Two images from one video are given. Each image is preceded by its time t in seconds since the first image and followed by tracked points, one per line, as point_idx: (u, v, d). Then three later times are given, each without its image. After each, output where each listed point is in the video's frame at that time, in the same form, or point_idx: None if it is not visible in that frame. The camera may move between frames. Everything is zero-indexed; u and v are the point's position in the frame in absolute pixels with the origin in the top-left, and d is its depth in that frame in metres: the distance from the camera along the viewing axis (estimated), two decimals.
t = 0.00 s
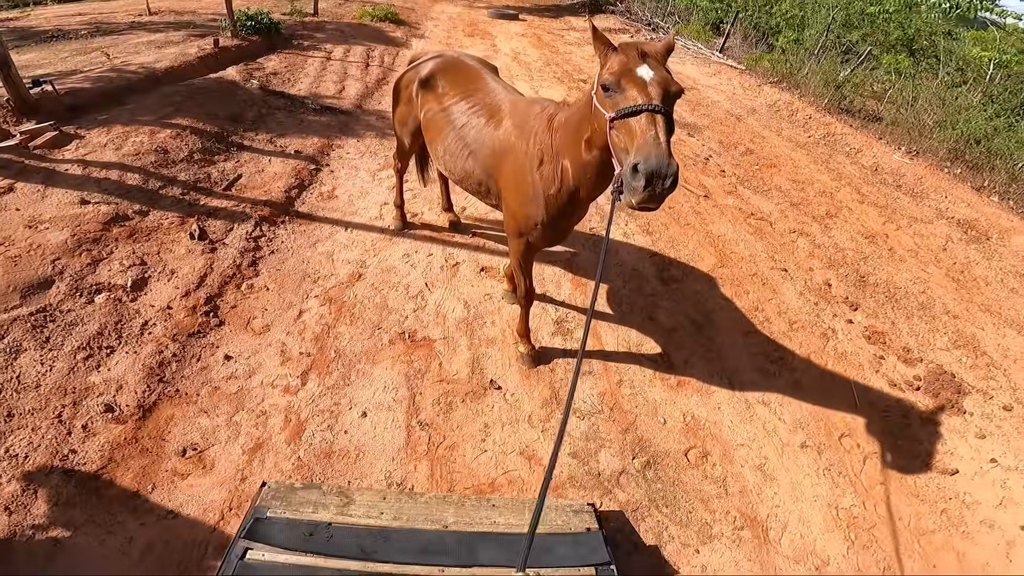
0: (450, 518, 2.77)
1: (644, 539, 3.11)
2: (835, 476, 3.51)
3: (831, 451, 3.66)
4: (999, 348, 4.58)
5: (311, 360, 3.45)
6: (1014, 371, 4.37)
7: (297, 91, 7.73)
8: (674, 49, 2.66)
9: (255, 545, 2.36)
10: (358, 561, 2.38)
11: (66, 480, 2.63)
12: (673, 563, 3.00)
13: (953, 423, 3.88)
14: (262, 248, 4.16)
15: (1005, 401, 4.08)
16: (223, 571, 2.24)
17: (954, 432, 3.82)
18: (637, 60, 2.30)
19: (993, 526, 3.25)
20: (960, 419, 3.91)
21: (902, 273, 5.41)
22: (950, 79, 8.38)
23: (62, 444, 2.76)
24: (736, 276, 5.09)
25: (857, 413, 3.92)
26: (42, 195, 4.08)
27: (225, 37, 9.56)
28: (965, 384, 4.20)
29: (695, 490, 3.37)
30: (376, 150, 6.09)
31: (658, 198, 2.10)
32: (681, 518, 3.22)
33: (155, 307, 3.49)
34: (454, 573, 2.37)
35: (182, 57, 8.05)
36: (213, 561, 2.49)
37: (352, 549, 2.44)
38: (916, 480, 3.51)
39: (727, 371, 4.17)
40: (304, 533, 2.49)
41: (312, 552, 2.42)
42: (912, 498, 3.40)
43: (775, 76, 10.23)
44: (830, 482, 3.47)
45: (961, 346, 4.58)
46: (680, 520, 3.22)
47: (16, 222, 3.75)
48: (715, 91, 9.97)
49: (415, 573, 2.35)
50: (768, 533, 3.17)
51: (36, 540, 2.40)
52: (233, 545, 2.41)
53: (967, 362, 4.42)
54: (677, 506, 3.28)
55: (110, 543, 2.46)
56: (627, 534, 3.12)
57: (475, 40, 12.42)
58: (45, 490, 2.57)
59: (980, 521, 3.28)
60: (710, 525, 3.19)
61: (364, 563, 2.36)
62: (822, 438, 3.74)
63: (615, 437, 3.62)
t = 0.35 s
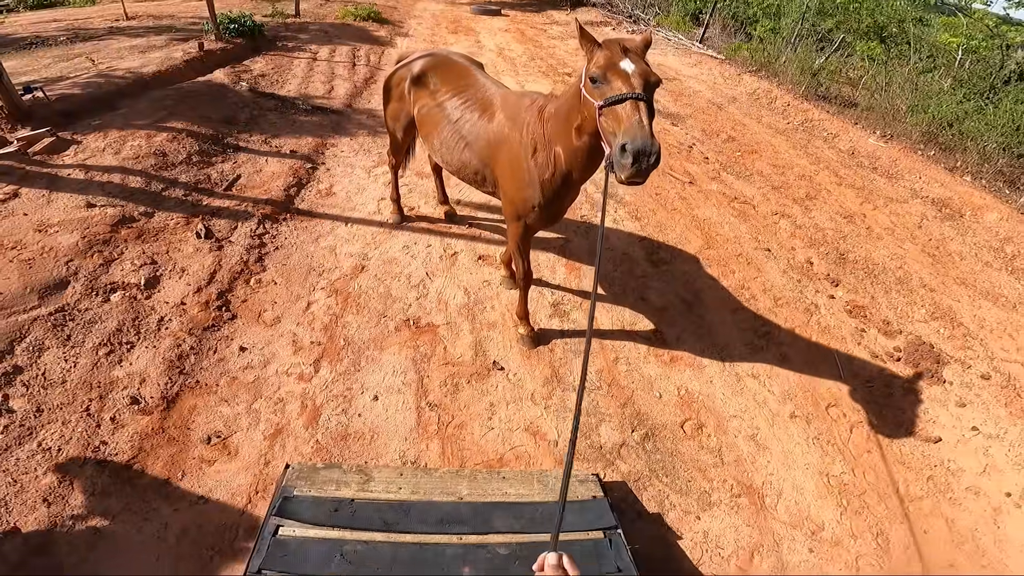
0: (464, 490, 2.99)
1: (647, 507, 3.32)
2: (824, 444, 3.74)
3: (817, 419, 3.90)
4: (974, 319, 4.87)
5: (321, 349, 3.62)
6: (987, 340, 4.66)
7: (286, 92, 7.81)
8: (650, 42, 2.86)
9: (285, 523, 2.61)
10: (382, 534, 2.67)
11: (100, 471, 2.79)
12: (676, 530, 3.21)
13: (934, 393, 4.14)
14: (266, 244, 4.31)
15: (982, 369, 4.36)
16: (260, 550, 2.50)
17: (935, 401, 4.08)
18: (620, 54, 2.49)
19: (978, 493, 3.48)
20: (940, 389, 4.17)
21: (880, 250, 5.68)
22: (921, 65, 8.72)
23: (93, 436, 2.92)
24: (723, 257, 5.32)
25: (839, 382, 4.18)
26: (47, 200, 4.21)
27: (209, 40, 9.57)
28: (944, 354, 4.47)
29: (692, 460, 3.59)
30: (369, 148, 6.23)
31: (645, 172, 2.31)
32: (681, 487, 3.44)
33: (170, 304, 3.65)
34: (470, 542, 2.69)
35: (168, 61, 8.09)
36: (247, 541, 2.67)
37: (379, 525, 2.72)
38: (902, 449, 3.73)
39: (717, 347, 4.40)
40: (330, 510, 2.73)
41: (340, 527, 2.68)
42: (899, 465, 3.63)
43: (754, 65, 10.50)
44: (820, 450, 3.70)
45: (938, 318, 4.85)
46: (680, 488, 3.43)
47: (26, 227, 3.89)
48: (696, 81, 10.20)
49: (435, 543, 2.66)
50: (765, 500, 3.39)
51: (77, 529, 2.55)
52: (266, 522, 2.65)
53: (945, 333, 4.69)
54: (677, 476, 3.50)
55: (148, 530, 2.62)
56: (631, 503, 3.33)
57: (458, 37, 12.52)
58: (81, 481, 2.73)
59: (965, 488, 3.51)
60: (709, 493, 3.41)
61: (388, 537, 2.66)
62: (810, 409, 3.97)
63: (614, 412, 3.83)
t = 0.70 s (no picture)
0: (476, 464, 3.15)
1: (651, 479, 3.50)
2: (818, 417, 3.92)
3: (810, 392, 4.10)
4: (958, 294, 5.08)
5: (333, 335, 3.77)
6: (971, 314, 4.86)
7: (282, 91, 7.91)
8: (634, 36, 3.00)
9: (310, 499, 2.79)
10: (402, 506, 2.84)
11: (131, 457, 2.93)
12: (680, 501, 3.39)
13: (922, 366, 4.34)
14: (275, 238, 4.48)
15: (966, 343, 4.57)
16: (288, 522, 2.68)
17: (923, 374, 4.28)
18: (604, 45, 2.65)
19: (970, 464, 3.64)
20: (928, 363, 4.38)
21: (866, 230, 5.89)
22: (901, 54, 8.96)
23: (122, 424, 3.06)
24: (715, 240, 5.51)
25: (829, 356, 4.38)
26: (58, 200, 4.39)
27: (201, 42, 9.63)
28: (930, 329, 4.68)
29: (692, 433, 3.77)
30: (368, 144, 6.36)
31: (625, 152, 2.48)
32: (682, 458, 3.62)
33: (186, 296, 3.82)
34: (485, 511, 2.87)
35: (162, 63, 8.17)
36: (273, 520, 2.81)
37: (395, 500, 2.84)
38: (894, 423, 3.92)
39: (712, 325, 4.58)
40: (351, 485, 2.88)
41: (361, 501, 2.85)
42: (890, 437, 3.82)
43: (741, 56, 10.71)
44: (814, 423, 3.88)
45: (923, 294, 5.06)
46: (682, 460, 3.61)
47: (40, 226, 4.07)
48: (684, 72, 10.38)
49: (452, 514, 2.84)
50: (763, 471, 3.57)
51: (113, 514, 2.69)
52: (293, 496, 2.82)
53: (930, 309, 4.89)
54: (678, 449, 3.68)
55: (179, 513, 2.76)
56: (636, 475, 3.51)
57: (449, 33, 12.63)
58: (113, 468, 2.86)
59: (957, 459, 3.68)
60: (709, 465, 3.59)
61: (408, 509, 2.83)
62: (803, 383, 4.16)
63: (615, 388, 4.00)
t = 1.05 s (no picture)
0: (474, 441, 3.24)
1: (645, 456, 3.60)
2: (806, 396, 4.04)
3: (798, 372, 4.22)
4: (943, 277, 5.20)
5: (334, 322, 3.88)
6: (956, 295, 4.99)
7: (278, 90, 8.02)
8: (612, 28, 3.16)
9: (314, 476, 2.88)
10: (403, 482, 2.94)
11: (140, 442, 3.03)
12: (673, 478, 3.49)
13: (908, 346, 4.47)
14: (275, 231, 4.60)
15: (951, 323, 4.69)
16: (293, 498, 2.79)
17: (909, 354, 4.41)
18: (582, 36, 2.79)
19: (957, 443, 3.76)
20: (915, 343, 4.50)
21: (853, 217, 6.03)
22: (887, 46, 9.13)
23: (131, 409, 3.17)
24: (705, 227, 5.65)
25: (817, 337, 4.51)
26: (63, 198, 4.52)
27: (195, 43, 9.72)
28: (915, 310, 4.81)
29: (685, 412, 3.88)
30: (364, 140, 6.48)
31: (610, 132, 2.61)
32: (675, 437, 3.73)
33: (190, 287, 3.94)
34: (483, 486, 2.97)
35: (158, 63, 8.26)
36: (278, 500, 2.91)
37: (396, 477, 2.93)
38: (882, 402, 4.04)
39: (702, 308, 4.72)
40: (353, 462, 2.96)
41: (363, 477, 2.94)
42: (878, 416, 3.93)
43: (730, 50, 10.84)
44: (803, 402, 4.00)
45: (909, 277, 5.19)
46: (674, 438, 3.72)
47: (47, 222, 4.20)
48: (675, 66, 10.52)
49: (451, 489, 2.94)
50: (754, 449, 3.68)
51: (124, 495, 2.79)
52: (297, 473, 2.92)
53: (915, 291, 5.03)
54: (671, 427, 3.78)
55: (187, 495, 2.86)
56: (630, 453, 3.61)
57: (442, 31, 12.73)
58: (123, 452, 2.97)
59: (945, 438, 3.79)
60: (702, 443, 3.70)
61: (408, 485, 2.92)
62: (792, 362, 4.29)
63: (609, 369, 4.12)
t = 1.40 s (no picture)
0: (467, 417, 3.33)
1: (635, 435, 3.64)
2: (794, 377, 4.12)
3: (786, 352, 4.32)
4: (930, 263, 5.28)
5: (331, 305, 4.01)
6: (942, 280, 5.06)
7: (276, 87, 8.14)
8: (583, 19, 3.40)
9: (310, 449, 2.97)
10: (396, 455, 3.03)
11: (141, 421, 3.14)
12: (663, 455, 3.54)
13: (894, 330, 4.55)
14: (274, 220, 4.73)
15: (937, 307, 4.76)
16: (290, 470, 2.87)
17: (895, 337, 4.49)
18: (554, 27, 3.02)
19: (942, 425, 3.79)
20: (901, 327, 4.58)
21: (841, 206, 6.13)
22: (876, 43, 9.28)
23: (133, 389, 3.28)
24: (695, 215, 5.77)
25: (803, 320, 4.61)
26: (67, 188, 4.64)
27: (194, 41, 9.83)
28: (901, 294, 4.89)
29: (674, 392, 3.95)
30: (361, 134, 6.60)
31: (576, 114, 2.88)
32: (664, 416, 3.78)
33: (192, 272, 4.06)
34: (475, 458, 3.05)
35: (157, 61, 8.38)
36: (275, 476, 3.00)
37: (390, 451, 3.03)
38: (867, 383, 4.10)
39: (692, 292, 4.84)
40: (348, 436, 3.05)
41: (358, 451, 3.04)
42: (864, 397, 4.00)
43: (724, 46, 10.96)
44: (790, 383, 4.06)
45: (895, 263, 5.28)
46: (663, 417, 3.77)
47: (51, 212, 4.33)
48: (669, 62, 10.64)
49: (443, 462, 3.03)
50: (742, 428, 3.73)
51: (126, 473, 2.88)
52: (294, 447, 3.02)
53: (901, 276, 5.11)
54: (660, 406, 3.84)
55: (186, 473, 2.95)
56: (619, 432, 3.65)
57: (439, 30, 12.85)
58: (125, 431, 3.06)
59: (931, 420, 3.83)
60: (690, 422, 3.74)
61: (401, 458, 3.01)
62: (779, 343, 4.39)
63: (600, 349, 4.19)
